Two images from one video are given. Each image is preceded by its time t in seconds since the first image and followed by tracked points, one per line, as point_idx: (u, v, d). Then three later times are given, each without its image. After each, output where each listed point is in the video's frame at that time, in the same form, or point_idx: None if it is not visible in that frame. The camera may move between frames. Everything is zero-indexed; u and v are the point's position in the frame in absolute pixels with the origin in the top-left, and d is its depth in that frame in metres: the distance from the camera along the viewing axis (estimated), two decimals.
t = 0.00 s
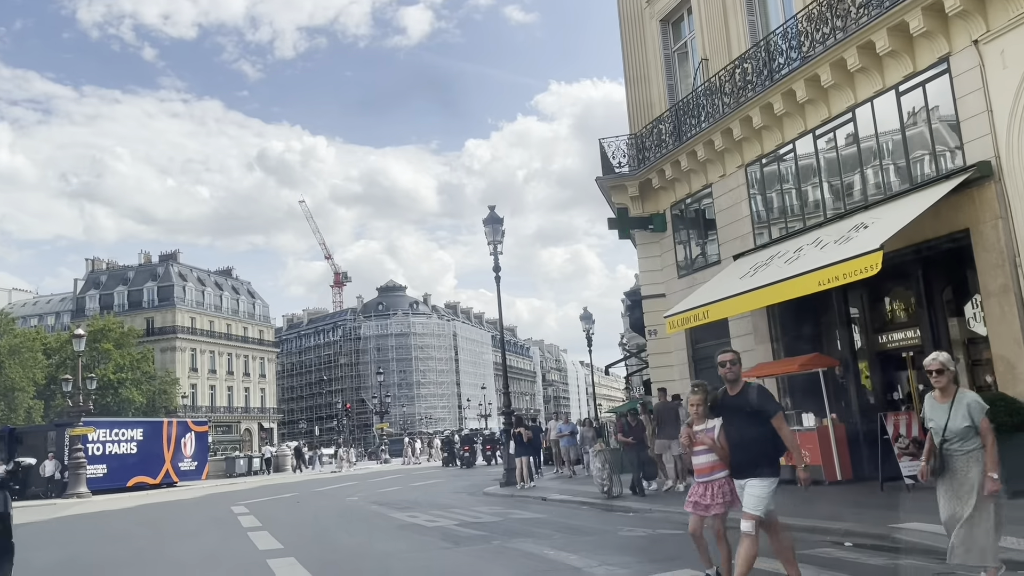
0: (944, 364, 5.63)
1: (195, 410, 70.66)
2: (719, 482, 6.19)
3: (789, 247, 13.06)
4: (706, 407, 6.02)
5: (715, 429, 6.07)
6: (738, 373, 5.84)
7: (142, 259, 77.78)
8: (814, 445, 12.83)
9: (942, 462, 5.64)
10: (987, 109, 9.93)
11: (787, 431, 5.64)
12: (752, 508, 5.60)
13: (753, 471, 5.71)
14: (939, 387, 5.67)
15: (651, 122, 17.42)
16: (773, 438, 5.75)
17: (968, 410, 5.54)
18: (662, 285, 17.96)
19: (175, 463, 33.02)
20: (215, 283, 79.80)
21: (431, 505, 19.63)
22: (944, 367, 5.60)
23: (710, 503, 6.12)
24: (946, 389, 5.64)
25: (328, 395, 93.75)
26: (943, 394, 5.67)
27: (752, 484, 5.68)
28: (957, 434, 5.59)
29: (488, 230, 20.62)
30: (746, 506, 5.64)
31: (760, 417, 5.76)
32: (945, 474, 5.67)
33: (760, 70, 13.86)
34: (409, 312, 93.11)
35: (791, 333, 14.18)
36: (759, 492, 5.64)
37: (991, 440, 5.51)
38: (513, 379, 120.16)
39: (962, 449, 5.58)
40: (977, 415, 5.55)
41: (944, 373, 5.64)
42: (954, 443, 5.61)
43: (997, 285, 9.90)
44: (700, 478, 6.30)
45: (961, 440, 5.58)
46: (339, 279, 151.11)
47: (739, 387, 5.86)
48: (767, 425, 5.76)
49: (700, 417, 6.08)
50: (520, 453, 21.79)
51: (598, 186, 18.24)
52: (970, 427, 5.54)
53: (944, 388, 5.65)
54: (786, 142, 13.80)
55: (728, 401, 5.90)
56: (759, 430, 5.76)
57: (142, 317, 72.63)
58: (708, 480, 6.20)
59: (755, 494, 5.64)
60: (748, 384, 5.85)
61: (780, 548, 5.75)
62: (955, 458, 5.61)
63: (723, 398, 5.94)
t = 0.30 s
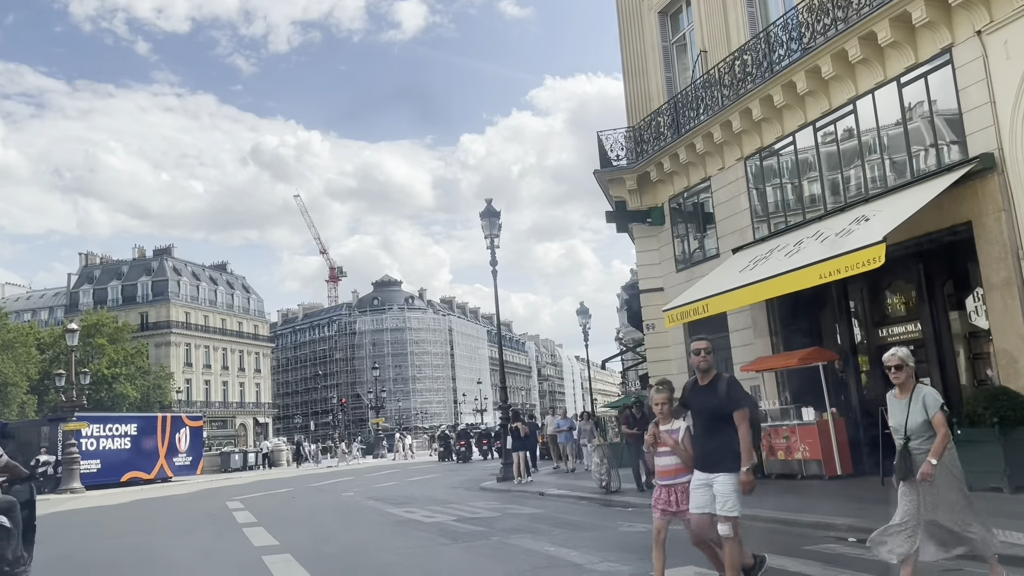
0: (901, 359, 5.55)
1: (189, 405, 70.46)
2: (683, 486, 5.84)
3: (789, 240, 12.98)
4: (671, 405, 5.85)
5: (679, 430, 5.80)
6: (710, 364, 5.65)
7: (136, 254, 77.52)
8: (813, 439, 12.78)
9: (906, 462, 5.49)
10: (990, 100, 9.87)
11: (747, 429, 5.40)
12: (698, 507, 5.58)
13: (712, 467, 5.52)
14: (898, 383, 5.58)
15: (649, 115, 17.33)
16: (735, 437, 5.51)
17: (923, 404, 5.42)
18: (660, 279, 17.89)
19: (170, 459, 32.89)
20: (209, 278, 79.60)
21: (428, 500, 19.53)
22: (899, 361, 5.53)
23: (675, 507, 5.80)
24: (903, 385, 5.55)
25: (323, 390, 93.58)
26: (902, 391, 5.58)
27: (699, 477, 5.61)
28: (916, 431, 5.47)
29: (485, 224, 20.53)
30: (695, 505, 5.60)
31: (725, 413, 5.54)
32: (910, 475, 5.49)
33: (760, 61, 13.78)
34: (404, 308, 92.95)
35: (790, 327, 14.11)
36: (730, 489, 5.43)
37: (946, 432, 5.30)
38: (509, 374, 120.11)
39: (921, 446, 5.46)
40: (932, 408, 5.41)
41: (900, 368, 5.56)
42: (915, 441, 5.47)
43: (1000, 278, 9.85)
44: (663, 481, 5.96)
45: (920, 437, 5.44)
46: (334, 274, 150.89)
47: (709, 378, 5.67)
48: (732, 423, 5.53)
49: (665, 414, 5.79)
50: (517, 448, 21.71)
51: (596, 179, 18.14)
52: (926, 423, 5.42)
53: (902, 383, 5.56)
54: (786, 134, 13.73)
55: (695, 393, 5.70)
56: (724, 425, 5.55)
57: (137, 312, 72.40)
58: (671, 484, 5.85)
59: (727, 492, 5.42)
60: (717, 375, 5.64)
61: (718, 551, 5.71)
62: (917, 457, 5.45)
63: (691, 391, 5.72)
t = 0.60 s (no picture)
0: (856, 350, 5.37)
1: (186, 403, 70.28)
2: (646, 484, 5.83)
3: (791, 236, 12.92)
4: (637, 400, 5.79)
5: (645, 427, 5.74)
6: (678, 360, 5.43)
7: (132, 251, 77.30)
8: (816, 436, 12.73)
9: (854, 456, 5.30)
10: (995, 94, 9.84)
11: (711, 425, 5.24)
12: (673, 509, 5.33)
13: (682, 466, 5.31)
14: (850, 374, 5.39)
15: (648, 110, 17.26)
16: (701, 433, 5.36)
17: (879, 396, 5.23)
18: (660, 276, 17.84)
19: (167, 456, 32.77)
20: (206, 275, 79.43)
21: (427, 498, 19.45)
22: (853, 353, 5.35)
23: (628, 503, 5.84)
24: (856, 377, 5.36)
25: (320, 387, 93.43)
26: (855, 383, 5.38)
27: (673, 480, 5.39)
28: (870, 424, 5.26)
29: (484, 220, 20.45)
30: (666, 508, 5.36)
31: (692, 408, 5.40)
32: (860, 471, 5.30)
33: (761, 56, 13.72)
34: (401, 305, 92.84)
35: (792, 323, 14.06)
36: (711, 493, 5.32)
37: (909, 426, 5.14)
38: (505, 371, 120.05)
39: (874, 440, 5.24)
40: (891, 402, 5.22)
41: (855, 360, 5.37)
42: (867, 434, 5.27)
43: (1005, 273, 9.82)
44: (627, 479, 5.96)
45: (875, 431, 5.24)
46: (331, 271, 150.66)
47: (679, 375, 5.49)
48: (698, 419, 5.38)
49: (630, 409, 5.76)
50: (516, 445, 21.63)
51: (595, 175, 18.07)
52: (881, 415, 5.21)
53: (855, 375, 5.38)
54: (787, 129, 13.67)
55: (665, 391, 5.54)
56: (691, 423, 5.38)
57: (133, 309, 72.21)
58: (634, 482, 5.85)
59: (710, 498, 5.30)
60: (685, 372, 5.48)
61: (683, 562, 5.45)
62: (868, 451, 5.27)
63: (661, 389, 5.57)
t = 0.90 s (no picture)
0: (814, 355, 5.24)
1: (187, 403, 70.22)
2: (607, 490, 5.52)
3: (795, 235, 12.87)
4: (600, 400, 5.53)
5: (607, 429, 5.48)
6: (636, 355, 5.22)
7: (133, 251, 77.29)
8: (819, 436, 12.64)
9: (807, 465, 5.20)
10: (1001, 92, 9.81)
11: (681, 422, 5.02)
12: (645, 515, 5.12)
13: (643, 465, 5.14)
14: (808, 382, 5.28)
15: (651, 109, 17.23)
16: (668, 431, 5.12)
17: (835, 405, 5.12)
18: (662, 276, 17.79)
19: (167, 456, 32.72)
20: (207, 275, 79.43)
21: (428, 498, 19.37)
22: (811, 358, 5.23)
23: (589, 513, 5.50)
24: (813, 383, 5.25)
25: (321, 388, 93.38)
26: (812, 389, 5.27)
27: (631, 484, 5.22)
28: (822, 433, 5.13)
29: (485, 220, 20.40)
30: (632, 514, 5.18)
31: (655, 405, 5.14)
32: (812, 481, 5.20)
33: (765, 55, 13.69)
34: (402, 306, 92.81)
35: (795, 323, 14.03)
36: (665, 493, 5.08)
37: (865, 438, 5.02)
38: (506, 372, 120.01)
39: (826, 450, 5.11)
40: (846, 411, 5.11)
41: (812, 365, 5.25)
42: (819, 444, 5.15)
43: (1011, 273, 9.81)
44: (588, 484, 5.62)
45: (828, 440, 5.11)
46: (332, 272, 150.72)
47: (637, 371, 5.26)
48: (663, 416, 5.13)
49: (593, 411, 5.49)
50: (517, 446, 21.57)
51: (597, 175, 18.03)
52: (834, 425, 5.09)
53: (811, 380, 5.27)
54: (791, 128, 13.64)
55: (624, 388, 5.29)
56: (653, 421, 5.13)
57: (134, 309, 72.20)
58: (595, 487, 5.53)
59: (664, 500, 5.07)
60: (645, 366, 5.26)
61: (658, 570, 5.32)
62: (819, 461, 5.14)
63: (620, 385, 5.34)
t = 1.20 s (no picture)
0: (758, 354, 5.16)
1: (191, 406, 70.24)
2: (569, 496, 5.51)
3: (799, 238, 12.86)
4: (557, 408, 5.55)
5: (563, 434, 5.51)
6: (602, 360, 5.13)
7: (138, 255, 77.43)
8: (824, 439, 12.62)
9: (758, 471, 5.04)
10: (1006, 93, 9.79)
11: (658, 426, 4.92)
12: (611, 522, 4.95)
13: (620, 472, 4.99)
14: (754, 383, 5.18)
15: (654, 112, 17.23)
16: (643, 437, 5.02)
17: (779, 405, 5.00)
18: (666, 278, 17.78)
19: (171, 459, 32.77)
20: (211, 278, 79.54)
21: (432, 501, 19.36)
22: (755, 358, 5.16)
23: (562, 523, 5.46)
24: (760, 383, 5.16)
25: (325, 391, 93.41)
26: (760, 390, 5.17)
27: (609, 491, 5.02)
28: (772, 434, 5.02)
29: (489, 223, 20.41)
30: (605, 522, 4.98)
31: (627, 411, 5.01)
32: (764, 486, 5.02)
33: (768, 57, 13.69)
34: (406, 309, 92.93)
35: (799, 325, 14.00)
36: (621, 499, 4.97)
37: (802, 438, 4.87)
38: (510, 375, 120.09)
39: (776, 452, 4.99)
40: (790, 411, 4.98)
41: (757, 365, 5.17)
42: (770, 447, 5.04)
43: (1017, 275, 9.80)
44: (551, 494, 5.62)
45: (776, 444, 5.02)
46: (336, 275, 150.78)
47: (602, 377, 5.16)
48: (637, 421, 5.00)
49: (551, 416, 5.51)
50: (521, 448, 21.53)
51: (601, 177, 18.03)
52: (782, 426, 4.98)
53: (759, 380, 5.18)
54: (795, 130, 13.64)
55: (591, 395, 5.15)
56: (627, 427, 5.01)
57: (138, 312, 72.31)
58: (557, 494, 5.54)
59: (618, 506, 4.96)
60: (611, 372, 5.17)
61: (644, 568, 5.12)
62: (769, 465, 5.02)
63: (583, 392, 5.22)
